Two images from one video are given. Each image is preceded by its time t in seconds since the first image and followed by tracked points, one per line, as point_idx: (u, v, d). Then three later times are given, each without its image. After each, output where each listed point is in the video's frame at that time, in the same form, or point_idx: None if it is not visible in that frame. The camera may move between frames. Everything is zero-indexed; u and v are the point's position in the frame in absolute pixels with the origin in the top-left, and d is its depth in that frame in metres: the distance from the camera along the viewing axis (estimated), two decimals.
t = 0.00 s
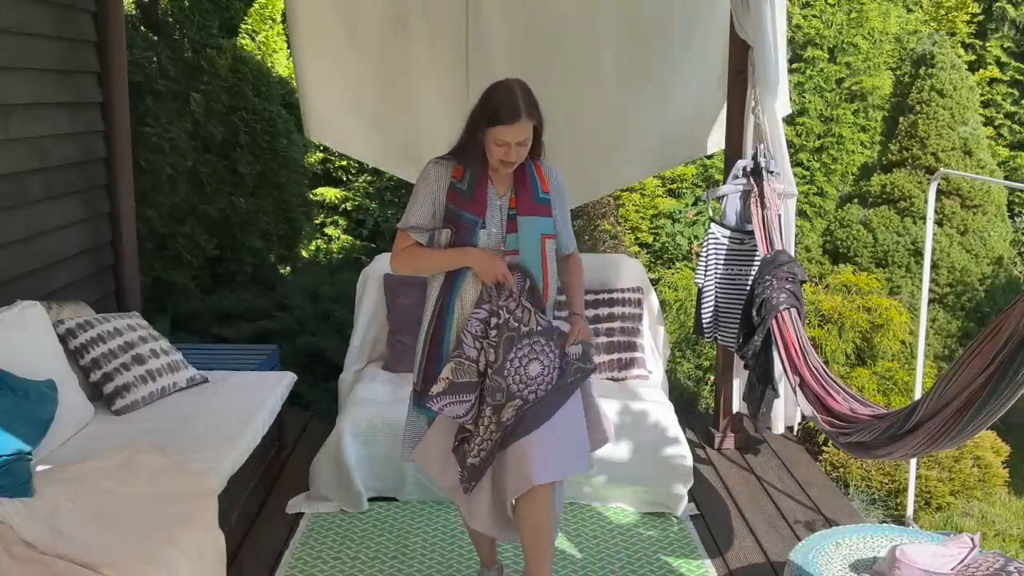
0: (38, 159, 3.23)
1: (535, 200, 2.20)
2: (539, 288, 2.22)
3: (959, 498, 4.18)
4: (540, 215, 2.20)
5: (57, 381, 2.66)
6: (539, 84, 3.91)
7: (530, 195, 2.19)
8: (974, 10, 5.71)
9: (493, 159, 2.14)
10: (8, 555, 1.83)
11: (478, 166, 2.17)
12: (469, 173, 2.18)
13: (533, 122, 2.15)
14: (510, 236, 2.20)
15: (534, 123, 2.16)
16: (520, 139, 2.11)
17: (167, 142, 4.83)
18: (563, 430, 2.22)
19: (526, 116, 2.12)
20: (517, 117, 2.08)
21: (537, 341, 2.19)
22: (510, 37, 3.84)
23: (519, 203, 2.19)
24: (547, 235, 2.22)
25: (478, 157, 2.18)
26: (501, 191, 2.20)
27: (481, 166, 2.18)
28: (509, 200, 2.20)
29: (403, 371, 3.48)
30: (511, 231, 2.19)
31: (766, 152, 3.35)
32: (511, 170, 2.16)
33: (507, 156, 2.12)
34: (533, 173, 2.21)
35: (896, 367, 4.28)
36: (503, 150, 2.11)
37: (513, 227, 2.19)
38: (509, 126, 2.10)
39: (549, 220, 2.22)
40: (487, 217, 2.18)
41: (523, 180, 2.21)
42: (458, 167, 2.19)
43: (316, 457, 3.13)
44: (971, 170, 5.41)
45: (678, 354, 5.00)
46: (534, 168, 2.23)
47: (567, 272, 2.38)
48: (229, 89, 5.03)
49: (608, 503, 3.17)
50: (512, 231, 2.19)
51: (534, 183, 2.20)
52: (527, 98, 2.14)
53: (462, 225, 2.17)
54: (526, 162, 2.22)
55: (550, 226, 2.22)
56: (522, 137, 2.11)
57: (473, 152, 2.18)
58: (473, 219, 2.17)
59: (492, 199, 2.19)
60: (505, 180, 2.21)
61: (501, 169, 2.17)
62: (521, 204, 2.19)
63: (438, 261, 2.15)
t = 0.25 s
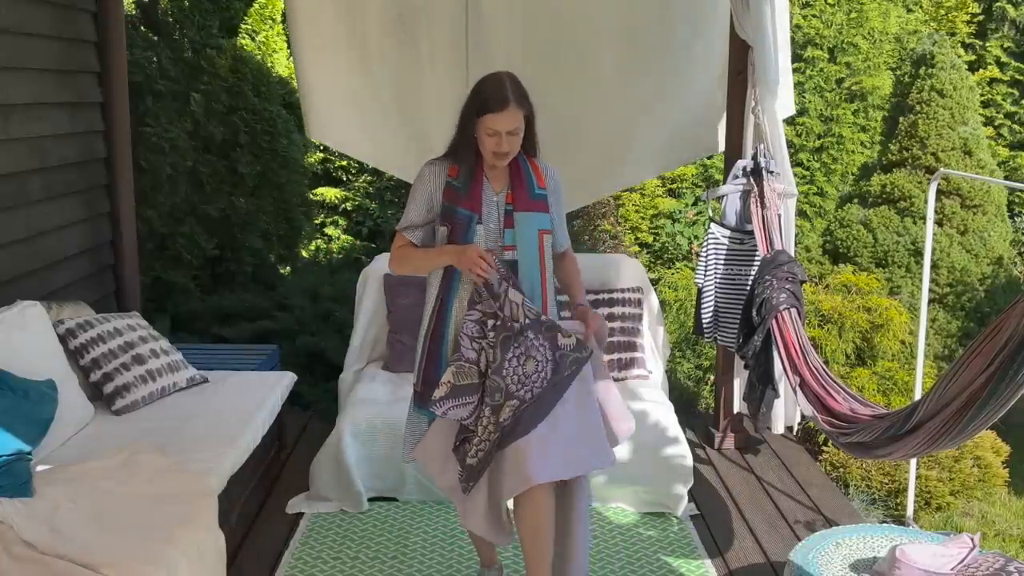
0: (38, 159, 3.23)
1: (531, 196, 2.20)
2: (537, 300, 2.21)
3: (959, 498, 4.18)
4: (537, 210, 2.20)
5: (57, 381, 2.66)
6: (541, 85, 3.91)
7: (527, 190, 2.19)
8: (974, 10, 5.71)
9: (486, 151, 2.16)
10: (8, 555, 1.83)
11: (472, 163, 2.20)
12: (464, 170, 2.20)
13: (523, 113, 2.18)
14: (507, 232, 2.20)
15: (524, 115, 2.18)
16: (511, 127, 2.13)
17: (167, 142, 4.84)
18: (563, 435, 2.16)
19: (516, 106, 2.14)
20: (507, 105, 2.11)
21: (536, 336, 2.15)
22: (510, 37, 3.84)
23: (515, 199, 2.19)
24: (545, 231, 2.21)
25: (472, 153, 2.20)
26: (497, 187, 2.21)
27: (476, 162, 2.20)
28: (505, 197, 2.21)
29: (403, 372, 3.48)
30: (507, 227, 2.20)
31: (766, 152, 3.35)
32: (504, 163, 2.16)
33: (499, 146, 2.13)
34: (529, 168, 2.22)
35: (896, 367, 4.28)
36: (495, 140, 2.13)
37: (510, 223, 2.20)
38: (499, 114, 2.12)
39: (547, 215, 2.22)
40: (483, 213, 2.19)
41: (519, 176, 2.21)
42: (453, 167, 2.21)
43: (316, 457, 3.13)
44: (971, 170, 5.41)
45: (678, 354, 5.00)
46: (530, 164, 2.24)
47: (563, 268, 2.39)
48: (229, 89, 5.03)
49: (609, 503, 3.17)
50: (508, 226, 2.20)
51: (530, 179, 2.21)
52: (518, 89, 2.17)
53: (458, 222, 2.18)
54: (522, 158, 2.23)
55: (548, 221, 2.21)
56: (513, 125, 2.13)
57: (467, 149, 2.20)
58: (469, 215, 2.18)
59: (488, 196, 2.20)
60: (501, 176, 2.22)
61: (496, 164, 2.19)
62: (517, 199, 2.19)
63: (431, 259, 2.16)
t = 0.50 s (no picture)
0: (38, 159, 3.23)
1: (524, 186, 2.22)
2: (538, 302, 2.24)
3: (959, 498, 4.18)
4: (530, 200, 2.22)
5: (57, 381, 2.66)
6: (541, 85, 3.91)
7: (519, 181, 2.22)
8: (974, 10, 5.71)
9: (471, 142, 2.18)
10: (8, 555, 1.83)
11: (463, 159, 2.22)
12: (457, 166, 2.22)
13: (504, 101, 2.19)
14: (502, 223, 2.21)
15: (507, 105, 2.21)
16: (492, 115, 2.15)
17: (166, 142, 4.84)
18: (565, 420, 2.16)
19: (495, 93, 2.17)
20: (485, 93, 2.15)
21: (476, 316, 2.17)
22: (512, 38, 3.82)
23: (508, 190, 2.21)
24: (540, 221, 2.22)
25: (460, 150, 2.23)
26: (490, 182, 2.24)
27: (466, 159, 2.23)
28: (499, 190, 2.23)
29: (403, 372, 3.48)
30: (502, 219, 2.21)
31: (766, 152, 3.35)
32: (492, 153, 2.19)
33: (481, 134, 2.16)
34: (519, 160, 2.25)
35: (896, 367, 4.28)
36: (477, 129, 2.16)
37: (505, 214, 2.21)
38: (479, 103, 2.15)
39: (541, 206, 2.24)
40: (478, 207, 2.21)
41: (510, 169, 2.24)
42: (445, 165, 2.23)
43: (316, 457, 3.13)
44: (971, 170, 5.41)
45: (678, 354, 5.00)
46: (521, 157, 2.26)
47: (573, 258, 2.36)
48: (229, 89, 5.03)
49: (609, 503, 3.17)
50: (503, 218, 2.21)
51: (522, 171, 2.23)
52: (500, 80, 2.21)
53: (453, 216, 2.19)
54: (511, 152, 2.27)
55: (543, 212, 2.23)
56: (494, 113, 2.16)
57: (457, 146, 2.23)
58: (464, 209, 2.19)
59: (481, 189, 2.23)
60: (493, 171, 2.25)
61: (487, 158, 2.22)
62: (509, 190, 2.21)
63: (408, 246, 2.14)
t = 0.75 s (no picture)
0: (38, 159, 3.23)
1: (517, 181, 2.23)
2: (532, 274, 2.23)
3: (959, 498, 4.18)
4: (525, 195, 2.23)
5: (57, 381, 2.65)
6: (541, 84, 3.92)
7: (512, 176, 2.23)
8: (975, 10, 5.72)
9: (462, 137, 2.21)
10: (8, 555, 1.83)
11: (457, 157, 2.26)
12: (450, 164, 2.26)
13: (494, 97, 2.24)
14: (498, 218, 2.22)
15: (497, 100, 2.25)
16: (481, 107, 2.19)
17: (167, 142, 4.84)
18: (565, 405, 2.15)
19: (483, 87, 2.21)
20: (474, 87, 2.19)
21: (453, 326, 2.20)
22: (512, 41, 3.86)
23: (501, 185, 2.23)
24: (535, 215, 2.23)
25: (453, 149, 2.27)
26: (484, 180, 2.26)
27: (460, 157, 2.27)
28: (493, 186, 2.25)
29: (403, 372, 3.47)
30: (498, 213, 2.22)
31: (767, 152, 3.34)
32: (485, 148, 2.21)
33: (471, 127, 2.18)
34: (512, 157, 2.26)
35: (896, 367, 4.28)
36: (467, 122, 2.19)
37: (500, 209, 2.22)
38: (468, 97, 2.19)
39: (536, 200, 2.24)
40: (474, 203, 2.23)
41: (503, 165, 2.25)
42: (438, 164, 2.27)
43: (316, 457, 3.13)
44: (971, 170, 5.40)
45: (678, 354, 5.00)
46: (514, 155, 2.28)
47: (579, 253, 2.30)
48: (229, 89, 5.02)
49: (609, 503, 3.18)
50: (499, 212, 2.22)
51: (514, 167, 2.25)
52: (489, 78, 2.25)
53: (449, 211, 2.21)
54: (504, 149, 2.29)
55: (538, 206, 2.24)
56: (483, 105, 2.19)
57: (450, 146, 2.27)
58: (460, 205, 2.21)
59: (476, 187, 2.25)
60: (487, 169, 2.27)
61: (480, 155, 2.24)
62: (503, 184, 2.23)
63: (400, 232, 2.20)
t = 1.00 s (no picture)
0: (38, 159, 3.23)
1: (510, 178, 2.23)
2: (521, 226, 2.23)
3: (959, 498, 4.18)
4: (519, 191, 2.23)
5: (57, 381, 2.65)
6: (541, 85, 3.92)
7: (506, 173, 2.23)
8: (974, 10, 5.72)
9: (456, 135, 2.21)
10: (8, 555, 1.83)
11: (450, 155, 2.25)
12: (444, 163, 2.24)
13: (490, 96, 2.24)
14: (493, 215, 2.22)
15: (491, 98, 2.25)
16: (477, 104, 2.19)
17: (166, 142, 4.84)
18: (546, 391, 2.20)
19: (477, 84, 2.21)
20: (468, 84, 2.19)
21: (490, 329, 2.18)
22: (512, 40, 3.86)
23: (495, 183, 2.23)
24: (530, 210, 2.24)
25: (446, 147, 2.25)
26: (478, 179, 2.26)
27: (452, 155, 2.25)
28: (487, 184, 2.25)
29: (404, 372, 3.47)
30: (493, 210, 2.23)
31: (767, 152, 3.34)
32: (479, 144, 2.21)
33: (468, 123, 2.19)
34: (504, 155, 2.25)
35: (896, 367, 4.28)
36: (463, 119, 2.19)
37: (495, 206, 2.22)
38: (463, 94, 2.19)
39: (530, 196, 2.24)
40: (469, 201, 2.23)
41: (496, 163, 2.25)
42: (432, 164, 2.25)
43: (316, 457, 3.13)
44: (971, 169, 5.40)
45: (678, 354, 5.00)
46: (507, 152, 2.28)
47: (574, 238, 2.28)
48: (229, 89, 5.02)
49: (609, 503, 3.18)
50: (494, 209, 2.23)
51: (507, 164, 2.24)
52: (482, 75, 2.24)
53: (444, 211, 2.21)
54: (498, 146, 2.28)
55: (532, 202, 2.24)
56: (478, 101, 2.19)
57: (443, 144, 2.25)
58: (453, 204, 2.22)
59: (470, 186, 2.25)
60: (480, 168, 2.27)
61: (473, 153, 2.24)
62: (497, 181, 2.23)
63: (421, 229, 2.15)
